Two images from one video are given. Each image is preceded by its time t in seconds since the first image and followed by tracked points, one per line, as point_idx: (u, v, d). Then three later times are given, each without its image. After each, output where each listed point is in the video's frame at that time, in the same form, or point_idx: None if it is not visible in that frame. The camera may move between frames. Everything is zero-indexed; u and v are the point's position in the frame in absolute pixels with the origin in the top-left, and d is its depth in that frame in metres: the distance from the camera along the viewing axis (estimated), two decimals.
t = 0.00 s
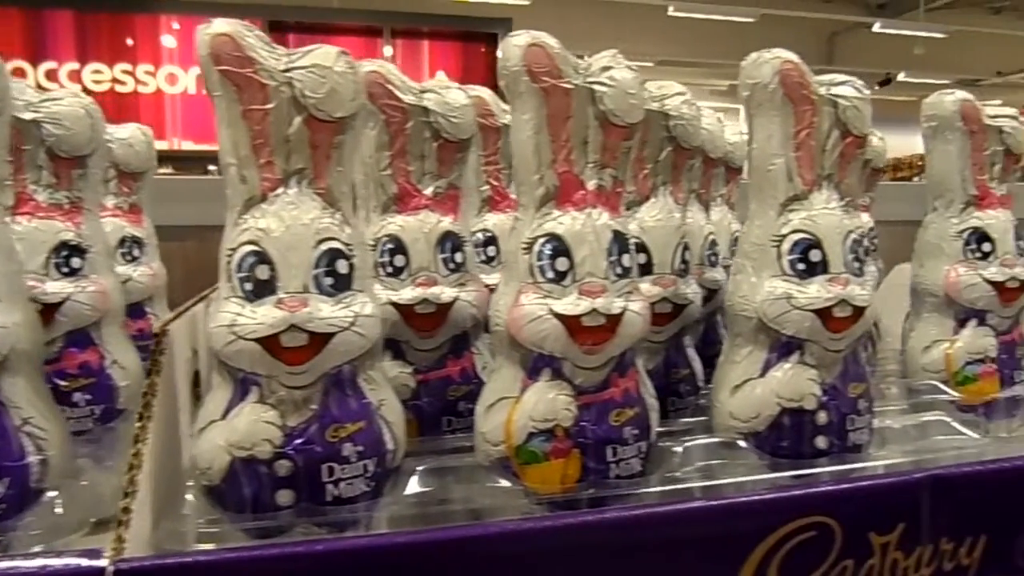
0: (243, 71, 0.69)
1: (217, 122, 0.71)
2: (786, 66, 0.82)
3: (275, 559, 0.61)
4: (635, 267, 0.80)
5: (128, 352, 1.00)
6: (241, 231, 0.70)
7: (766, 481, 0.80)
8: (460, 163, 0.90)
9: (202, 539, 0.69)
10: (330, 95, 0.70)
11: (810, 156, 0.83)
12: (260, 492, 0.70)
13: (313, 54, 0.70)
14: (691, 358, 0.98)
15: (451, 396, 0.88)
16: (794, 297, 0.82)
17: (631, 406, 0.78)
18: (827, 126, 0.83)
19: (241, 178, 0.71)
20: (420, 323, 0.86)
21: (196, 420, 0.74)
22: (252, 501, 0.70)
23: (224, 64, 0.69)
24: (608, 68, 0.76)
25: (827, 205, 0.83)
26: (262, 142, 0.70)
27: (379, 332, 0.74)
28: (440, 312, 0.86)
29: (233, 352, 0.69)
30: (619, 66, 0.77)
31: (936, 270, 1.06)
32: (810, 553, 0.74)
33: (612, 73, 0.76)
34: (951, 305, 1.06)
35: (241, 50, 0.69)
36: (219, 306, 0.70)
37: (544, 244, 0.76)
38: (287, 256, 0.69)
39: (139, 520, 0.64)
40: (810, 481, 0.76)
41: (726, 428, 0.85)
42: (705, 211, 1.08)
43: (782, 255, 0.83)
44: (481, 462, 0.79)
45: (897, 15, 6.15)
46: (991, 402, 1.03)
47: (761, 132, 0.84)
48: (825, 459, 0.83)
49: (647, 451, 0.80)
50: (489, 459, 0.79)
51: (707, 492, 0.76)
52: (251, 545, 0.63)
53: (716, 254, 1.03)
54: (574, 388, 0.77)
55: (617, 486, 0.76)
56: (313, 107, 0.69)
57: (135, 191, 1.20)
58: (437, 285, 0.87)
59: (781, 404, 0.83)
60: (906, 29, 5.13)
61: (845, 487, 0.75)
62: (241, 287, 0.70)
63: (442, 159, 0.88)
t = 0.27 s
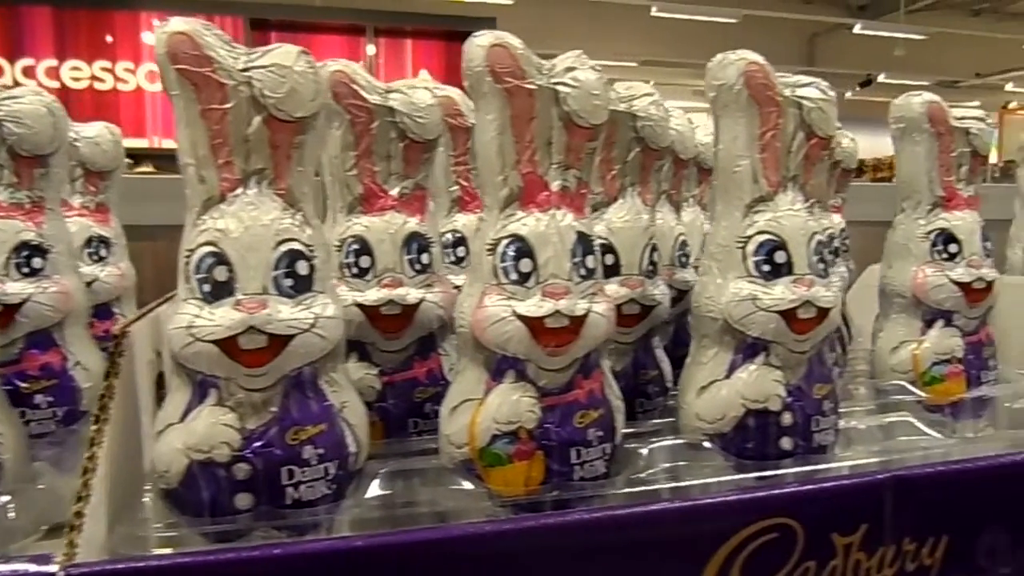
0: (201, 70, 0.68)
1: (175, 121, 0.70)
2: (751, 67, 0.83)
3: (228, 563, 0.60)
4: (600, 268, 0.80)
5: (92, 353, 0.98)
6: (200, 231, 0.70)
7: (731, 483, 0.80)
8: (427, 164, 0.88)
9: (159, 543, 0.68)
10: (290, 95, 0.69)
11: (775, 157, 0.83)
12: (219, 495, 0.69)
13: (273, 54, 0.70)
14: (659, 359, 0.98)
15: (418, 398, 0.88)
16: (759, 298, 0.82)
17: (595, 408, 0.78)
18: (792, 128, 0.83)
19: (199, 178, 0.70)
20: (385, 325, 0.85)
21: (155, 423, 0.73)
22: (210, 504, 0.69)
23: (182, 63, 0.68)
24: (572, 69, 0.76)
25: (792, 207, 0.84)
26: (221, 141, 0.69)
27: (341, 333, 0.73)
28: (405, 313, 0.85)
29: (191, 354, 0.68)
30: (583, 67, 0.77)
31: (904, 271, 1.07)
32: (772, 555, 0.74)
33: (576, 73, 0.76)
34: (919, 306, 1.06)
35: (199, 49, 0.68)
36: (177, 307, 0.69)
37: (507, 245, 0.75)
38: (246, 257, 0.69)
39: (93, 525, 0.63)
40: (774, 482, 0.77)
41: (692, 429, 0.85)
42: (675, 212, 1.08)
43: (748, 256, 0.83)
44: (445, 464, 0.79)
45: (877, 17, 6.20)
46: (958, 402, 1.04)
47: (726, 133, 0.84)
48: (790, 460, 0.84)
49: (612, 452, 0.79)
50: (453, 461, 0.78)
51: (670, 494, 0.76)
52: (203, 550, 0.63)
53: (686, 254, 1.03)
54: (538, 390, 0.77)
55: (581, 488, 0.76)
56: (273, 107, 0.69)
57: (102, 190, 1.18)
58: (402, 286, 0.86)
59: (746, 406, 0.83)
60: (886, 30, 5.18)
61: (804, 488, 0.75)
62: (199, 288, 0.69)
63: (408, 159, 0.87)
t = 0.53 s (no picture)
0: (159, 71, 0.67)
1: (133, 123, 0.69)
2: (717, 72, 0.83)
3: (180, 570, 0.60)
4: (565, 272, 0.79)
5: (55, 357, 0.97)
6: (157, 234, 0.69)
7: (696, 487, 0.80)
8: (393, 166, 0.88)
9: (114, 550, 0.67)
10: (250, 97, 0.68)
11: (740, 162, 0.84)
12: (176, 501, 0.68)
13: (233, 55, 0.69)
14: (628, 363, 0.98)
15: (384, 402, 0.87)
16: (724, 302, 0.82)
17: (559, 413, 0.78)
18: (757, 132, 0.84)
19: (157, 180, 0.69)
20: (350, 329, 0.85)
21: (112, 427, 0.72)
22: (167, 510, 0.68)
23: (139, 64, 0.67)
24: (536, 73, 0.76)
25: (757, 211, 0.84)
26: (179, 144, 0.68)
27: (302, 337, 0.73)
28: (371, 317, 0.85)
29: (147, 358, 0.67)
30: (548, 71, 0.76)
31: (873, 276, 1.08)
32: (733, 560, 0.74)
33: (540, 77, 0.75)
34: (887, 310, 1.07)
35: (157, 50, 0.67)
36: (134, 311, 0.69)
37: (471, 249, 0.75)
38: (204, 261, 0.68)
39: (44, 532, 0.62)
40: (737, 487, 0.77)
41: (658, 433, 0.85)
42: (645, 216, 1.08)
43: (713, 260, 0.83)
44: (409, 469, 0.78)
45: (858, 22, 6.26)
46: (925, 406, 1.05)
47: (692, 138, 0.84)
48: (754, 464, 0.84)
49: (576, 457, 0.79)
50: (417, 466, 0.78)
51: (634, 499, 0.76)
52: (155, 557, 0.62)
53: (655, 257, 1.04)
54: (501, 394, 0.76)
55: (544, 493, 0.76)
56: (232, 109, 0.68)
57: (69, 191, 1.17)
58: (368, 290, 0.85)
59: (711, 410, 0.83)
60: (866, 34, 5.22)
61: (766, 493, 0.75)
62: (156, 292, 0.68)
63: (374, 162, 0.86)
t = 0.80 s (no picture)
0: (115, 69, 0.66)
1: (89, 121, 0.68)
2: (682, 73, 0.83)
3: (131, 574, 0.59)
4: (529, 273, 0.79)
5: (15, 357, 0.96)
6: (113, 234, 0.68)
7: (659, 488, 0.80)
8: (359, 166, 0.87)
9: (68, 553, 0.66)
10: (208, 95, 0.67)
11: (705, 163, 0.84)
12: (132, 503, 0.67)
13: (191, 53, 0.68)
14: (596, 364, 0.98)
15: (348, 403, 0.87)
16: (688, 304, 0.82)
17: (522, 414, 0.78)
18: (722, 134, 0.84)
19: (113, 180, 0.68)
20: (315, 330, 0.84)
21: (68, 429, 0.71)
22: (122, 513, 0.67)
23: (94, 62, 0.66)
24: (499, 73, 0.75)
25: (722, 213, 0.84)
26: (135, 142, 0.67)
27: (262, 338, 0.72)
28: (336, 317, 0.84)
29: (102, 360, 0.66)
30: (511, 71, 0.76)
31: (840, 278, 1.09)
32: (695, 562, 0.74)
33: (503, 77, 0.75)
34: (854, 312, 1.08)
35: (113, 48, 0.66)
36: (89, 311, 0.68)
37: (433, 250, 0.75)
38: (161, 261, 0.67)
39: None
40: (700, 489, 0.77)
41: (622, 434, 0.86)
42: (615, 217, 1.08)
43: (678, 262, 0.83)
44: (371, 471, 0.78)
45: (838, 25, 6.31)
46: (890, 407, 1.05)
47: (658, 140, 0.84)
48: (718, 465, 0.84)
49: (539, 458, 0.79)
50: (379, 467, 0.77)
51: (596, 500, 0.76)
52: (104, 560, 0.61)
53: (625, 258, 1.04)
54: (463, 395, 0.76)
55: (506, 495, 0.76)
56: (190, 108, 0.67)
57: (34, 190, 1.15)
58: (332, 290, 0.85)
59: (675, 412, 0.83)
60: (846, 38, 5.26)
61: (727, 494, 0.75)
62: (111, 292, 0.67)
63: (339, 162, 0.85)
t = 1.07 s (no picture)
0: (73, 69, 0.66)
1: (48, 122, 0.68)
2: (648, 76, 0.83)
3: None
4: (495, 274, 0.79)
5: None
6: (72, 235, 0.68)
7: (626, 488, 0.80)
8: (326, 167, 0.87)
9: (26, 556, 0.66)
10: (169, 96, 0.67)
11: (671, 165, 0.84)
12: (90, 506, 0.67)
13: (152, 54, 0.68)
14: (565, 364, 0.98)
15: (315, 405, 0.86)
16: (653, 305, 0.82)
17: (487, 415, 0.78)
18: (687, 136, 0.85)
19: (72, 181, 0.68)
20: (281, 331, 0.83)
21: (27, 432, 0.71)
22: (81, 515, 0.67)
23: (52, 62, 0.66)
24: (464, 75, 0.76)
25: (687, 214, 0.85)
26: (95, 143, 0.67)
27: (225, 339, 0.72)
28: (302, 319, 0.84)
29: (61, 361, 0.66)
30: (475, 73, 0.76)
31: (808, 278, 1.10)
32: (658, 561, 0.75)
33: (467, 79, 0.75)
34: (822, 313, 1.09)
35: (71, 47, 0.66)
36: (48, 313, 0.67)
37: (397, 251, 0.75)
38: (120, 262, 0.67)
39: None
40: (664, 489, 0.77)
41: (589, 435, 0.86)
42: (586, 218, 1.08)
43: (643, 263, 0.84)
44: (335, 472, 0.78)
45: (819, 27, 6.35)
46: (857, 406, 1.07)
47: (624, 142, 0.85)
48: (683, 465, 0.84)
49: (505, 459, 0.79)
50: (344, 469, 0.77)
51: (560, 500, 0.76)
52: (59, 563, 0.60)
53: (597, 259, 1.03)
54: (428, 397, 0.76)
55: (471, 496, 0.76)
56: (150, 109, 0.67)
57: (0, 190, 1.14)
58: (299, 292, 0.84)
59: (640, 412, 0.84)
60: (826, 40, 5.30)
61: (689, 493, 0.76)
62: (70, 293, 0.67)
63: (306, 163, 0.85)
